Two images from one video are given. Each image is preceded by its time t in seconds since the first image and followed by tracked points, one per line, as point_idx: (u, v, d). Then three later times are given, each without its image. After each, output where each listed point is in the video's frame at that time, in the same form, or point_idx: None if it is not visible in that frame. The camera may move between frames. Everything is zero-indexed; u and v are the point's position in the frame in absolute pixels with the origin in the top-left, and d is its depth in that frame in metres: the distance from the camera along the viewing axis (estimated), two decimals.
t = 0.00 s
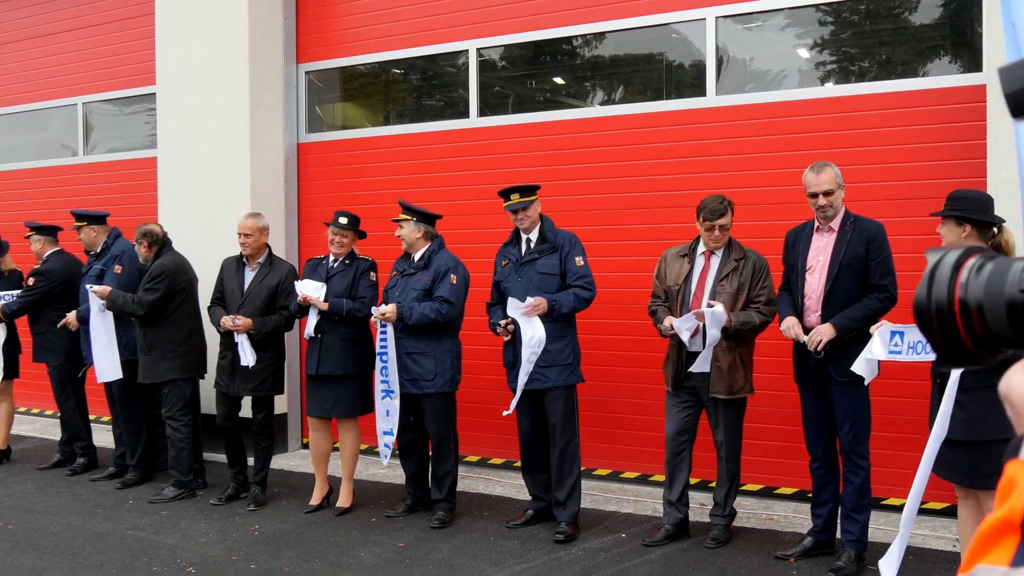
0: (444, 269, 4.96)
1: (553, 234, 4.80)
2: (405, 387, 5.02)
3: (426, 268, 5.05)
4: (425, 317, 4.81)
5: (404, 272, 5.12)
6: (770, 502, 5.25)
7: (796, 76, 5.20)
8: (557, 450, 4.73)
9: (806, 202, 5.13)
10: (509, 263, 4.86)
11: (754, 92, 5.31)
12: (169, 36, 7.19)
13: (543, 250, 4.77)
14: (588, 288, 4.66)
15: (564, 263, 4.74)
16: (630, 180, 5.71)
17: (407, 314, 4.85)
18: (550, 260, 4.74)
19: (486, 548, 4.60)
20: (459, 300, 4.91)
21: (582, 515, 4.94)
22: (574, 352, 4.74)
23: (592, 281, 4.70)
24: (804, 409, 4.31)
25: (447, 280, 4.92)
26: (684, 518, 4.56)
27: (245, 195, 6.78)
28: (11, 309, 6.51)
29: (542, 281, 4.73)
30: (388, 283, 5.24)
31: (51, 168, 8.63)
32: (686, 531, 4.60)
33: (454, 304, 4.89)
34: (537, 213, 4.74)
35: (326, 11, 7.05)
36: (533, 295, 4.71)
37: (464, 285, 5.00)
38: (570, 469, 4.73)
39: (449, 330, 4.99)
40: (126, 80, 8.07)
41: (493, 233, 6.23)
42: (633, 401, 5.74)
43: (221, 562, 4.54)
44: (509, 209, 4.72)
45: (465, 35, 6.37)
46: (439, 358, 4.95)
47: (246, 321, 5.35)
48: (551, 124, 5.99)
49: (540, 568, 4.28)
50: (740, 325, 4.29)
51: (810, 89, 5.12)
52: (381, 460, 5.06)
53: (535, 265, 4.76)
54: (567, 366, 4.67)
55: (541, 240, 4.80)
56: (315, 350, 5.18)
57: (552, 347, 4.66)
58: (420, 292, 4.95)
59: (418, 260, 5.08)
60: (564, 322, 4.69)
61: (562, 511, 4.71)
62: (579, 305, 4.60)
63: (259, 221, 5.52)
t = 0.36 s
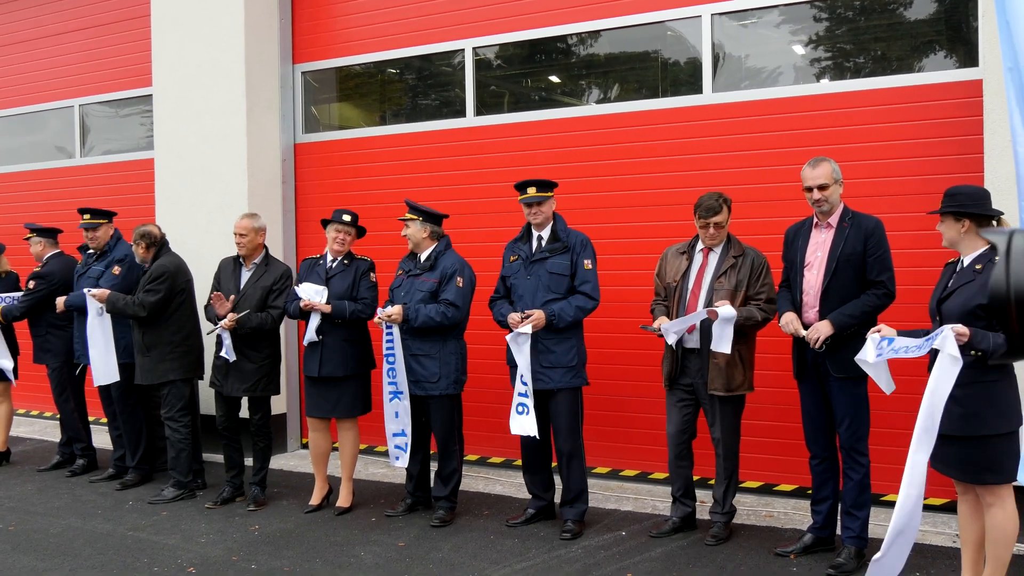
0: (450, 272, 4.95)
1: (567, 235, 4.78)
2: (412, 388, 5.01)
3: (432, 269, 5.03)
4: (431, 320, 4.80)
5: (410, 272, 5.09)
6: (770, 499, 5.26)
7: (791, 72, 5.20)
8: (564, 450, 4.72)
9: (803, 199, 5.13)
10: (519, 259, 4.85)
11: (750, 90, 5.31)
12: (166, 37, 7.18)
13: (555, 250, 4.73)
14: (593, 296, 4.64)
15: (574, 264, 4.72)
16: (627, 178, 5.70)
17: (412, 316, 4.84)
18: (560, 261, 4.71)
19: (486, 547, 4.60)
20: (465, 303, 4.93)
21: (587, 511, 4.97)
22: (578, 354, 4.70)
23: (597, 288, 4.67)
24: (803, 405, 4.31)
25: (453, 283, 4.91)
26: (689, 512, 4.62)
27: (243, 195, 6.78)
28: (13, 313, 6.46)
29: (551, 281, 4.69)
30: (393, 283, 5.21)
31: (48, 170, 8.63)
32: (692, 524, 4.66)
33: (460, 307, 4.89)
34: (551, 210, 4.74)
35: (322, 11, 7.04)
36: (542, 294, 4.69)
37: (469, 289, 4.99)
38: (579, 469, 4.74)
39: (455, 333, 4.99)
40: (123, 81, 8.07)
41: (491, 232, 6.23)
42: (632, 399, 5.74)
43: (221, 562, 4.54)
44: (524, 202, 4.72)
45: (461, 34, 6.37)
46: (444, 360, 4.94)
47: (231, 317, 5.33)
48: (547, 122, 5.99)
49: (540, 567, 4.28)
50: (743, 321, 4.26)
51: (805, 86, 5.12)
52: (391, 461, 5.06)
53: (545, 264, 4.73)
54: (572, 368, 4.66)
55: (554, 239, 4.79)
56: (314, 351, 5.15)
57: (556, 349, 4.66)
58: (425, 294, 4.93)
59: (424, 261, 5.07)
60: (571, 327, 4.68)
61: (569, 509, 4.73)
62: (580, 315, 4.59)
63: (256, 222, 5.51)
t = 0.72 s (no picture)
0: (454, 273, 4.95)
1: (586, 236, 4.77)
2: (418, 389, 5.00)
3: (437, 270, 5.04)
4: (434, 323, 4.81)
5: (416, 273, 5.11)
6: (772, 498, 5.26)
7: (793, 72, 5.20)
8: (577, 456, 4.73)
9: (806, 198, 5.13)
10: (537, 257, 4.85)
11: (752, 89, 5.31)
12: (168, 35, 7.18)
13: (572, 251, 4.73)
14: (605, 300, 4.60)
15: (591, 266, 4.71)
16: (629, 177, 5.70)
17: (415, 318, 4.83)
18: (577, 262, 4.71)
19: (488, 546, 4.60)
20: (469, 306, 4.91)
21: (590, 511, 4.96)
22: (591, 359, 4.69)
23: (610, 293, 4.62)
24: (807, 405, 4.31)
25: (457, 285, 4.90)
26: (692, 511, 4.63)
27: (245, 194, 6.78)
28: (19, 310, 6.43)
29: (567, 283, 4.70)
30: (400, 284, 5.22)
31: (50, 168, 8.63)
32: (694, 522, 4.67)
33: (463, 310, 4.87)
34: (570, 209, 4.74)
35: (324, 9, 7.04)
36: (557, 296, 4.71)
37: (473, 291, 4.97)
38: (590, 469, 4.75)
39: (460, 334, 4.96)
40: (125, 80, 8.07)
41: (494, 230, 6.23)
42: (635, 398, 5.74)
43: (223, 560, 4.54)
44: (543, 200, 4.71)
45: (463, 33, 6.37)
46: (449, 362, 4.93)
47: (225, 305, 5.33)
48: (549, 121, 5.99)
49: (542, 565, 4.28)
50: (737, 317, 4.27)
51: (808, 85, 5.12)
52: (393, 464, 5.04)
53: (562, 265, 4.74)
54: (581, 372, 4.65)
55: (573, 239, 4.79)
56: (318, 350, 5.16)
57: (569, 352, 4.66)
58: (429, 296, 4.94)
59: (430, 261, 5.07)
60: (582, 329, 4.67)
61: (572, 508, 4.73)
62: (590, 317, 4.57)
63: (252, 220, 5.52)
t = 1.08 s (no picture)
0: (449, 272, 4.94)
1: (588, 236, 4.76)
2: (413, 388, 4.99)
3: (431, 268, 5.02)
4: (429, 321, 4.80)
5: (409, 271, 5.09)
6: (770, 498, 5.25)
7: (794, 72, 5.20)
8: (576, 454, 4.72)
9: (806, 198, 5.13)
10: (538, 255, 4.85)
11: (752, 89, 5.31)
12: (169, 32, 7.17)
13: (574, 251, 4.73)
14: (604, 301, 4.60)
15: (592, 267, 4.71)
16: (630, 176, 5.70)
17: (410, 315, 4.82)
18: (578, 262, 4.71)
19: (487, 544, 4.60)
20: (463, 304, 4.93)
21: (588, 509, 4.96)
22: (589, 359, 4.69)
23: (611, 295, 4.63)
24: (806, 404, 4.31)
25: (452, 283, 4.91)
26: (691, 510, 4.63)
27: (245, 191, 6.77)
28: (20, 306, 6.39)
29: (567, 283, 4.70)
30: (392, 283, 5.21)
31: (50, 165, 8.63)
32: (693, 522, 4.67)
33: (457, 309, 4.89)
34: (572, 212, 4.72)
35: (325, 7, 7.04)
36: (557, 296, 4.70)
37: (468, 290, 4.99)
38: (589, 469, 4.75)
39: (455, 333, 4.98)
40: (125, 77, 8.06)
41: (494, 229, 6.23)
42: (634, 397, 5.74)
43: (222, 557, 4.54)
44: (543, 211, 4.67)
45: (464, 31, 6.36)
46: (444, 361, 4.94)
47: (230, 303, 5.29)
48: (549, 120, 5.99)
49: (540, 564, 4.28)
50: (734, 313, 4.33)
51: (808, 85, 5.12)
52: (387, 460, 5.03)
53: (563, 265, 4.74)
54: (580, 371, 4.65)
55: (575, 239, 4.78)
56: (314, 348, 5.16)
57: (567, 351, 4.66)
58: (424, 295, 4.93)
59: (424, 259, 5.05)
60: (582, 329, 4.67)
61: (571, 506, 4.74)
62: (590, 318, 4.56)
63: (249, 220, 5.50)
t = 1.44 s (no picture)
0: (444, 266, 4.97)
1: (579, 232, 4.78)
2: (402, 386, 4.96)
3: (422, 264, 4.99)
4: (429, 313, 4.78)
5: (396, 268, 5.03)
6: (769, 496, 5.26)
7: (793, 70, 5.20)
8: (573, 452, 4.72)
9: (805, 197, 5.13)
10: (530, 255, 4.84)
11: (751, 87, 5.31)
12: (167, 30, 7.17)
13: (567, 247, 4.73)
14: (604, 293, 4.63)
15: (586, 262, 4.72)
16: (629, 174, 5.70)
17: (409, 309, 4.77)
18: (572, 259, 4.71)
19: (485, 542, 4.60)
20: (459, 297, 4.95)
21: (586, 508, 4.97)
22: (587, 355, 4.71)
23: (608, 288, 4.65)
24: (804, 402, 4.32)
25: (448, 277, 4.94)
26: (689, 509, 4.63)
27: (244, 189, 6.77)
28: (18, 301, 6.41)
29: (562, 279, 4.70)
30: (371, 280, 5.13)
31: (48, 163, 8.62)
32: (692, 520, 4.68)
33: (455, 301, 4.92)
34: (559, 211, 4.70)
35: (323, 5, 7.03)
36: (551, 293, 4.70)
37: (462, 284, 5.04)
38: (586, 467, 4.74)
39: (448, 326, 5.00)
40: (124, 74, 8.05)
41: (493, 227, 6.22)
42: (632, 395, 5.74)
43: (219, 555, 4.54)
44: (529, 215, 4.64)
45: (462, 29, 6.36)
46: (440, 355, 4.95)
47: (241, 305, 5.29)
48: (548, 118, 5.99)
49: (538, 562, 4.28)
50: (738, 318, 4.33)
51: (807, 83, 5.12)
52: (370, 455, 5.00)
53: (556, 262, 4.74)
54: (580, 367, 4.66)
55: (566, 236, 4.79)
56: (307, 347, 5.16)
57: (565, 348, 4.66)
58: (419, 289, 4.91)
59: (413, 256, 5.01)
60: (581, 326, 4.70)
61: (569, 505, 4.75)
62: (587, 310, 4.56)
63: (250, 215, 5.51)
